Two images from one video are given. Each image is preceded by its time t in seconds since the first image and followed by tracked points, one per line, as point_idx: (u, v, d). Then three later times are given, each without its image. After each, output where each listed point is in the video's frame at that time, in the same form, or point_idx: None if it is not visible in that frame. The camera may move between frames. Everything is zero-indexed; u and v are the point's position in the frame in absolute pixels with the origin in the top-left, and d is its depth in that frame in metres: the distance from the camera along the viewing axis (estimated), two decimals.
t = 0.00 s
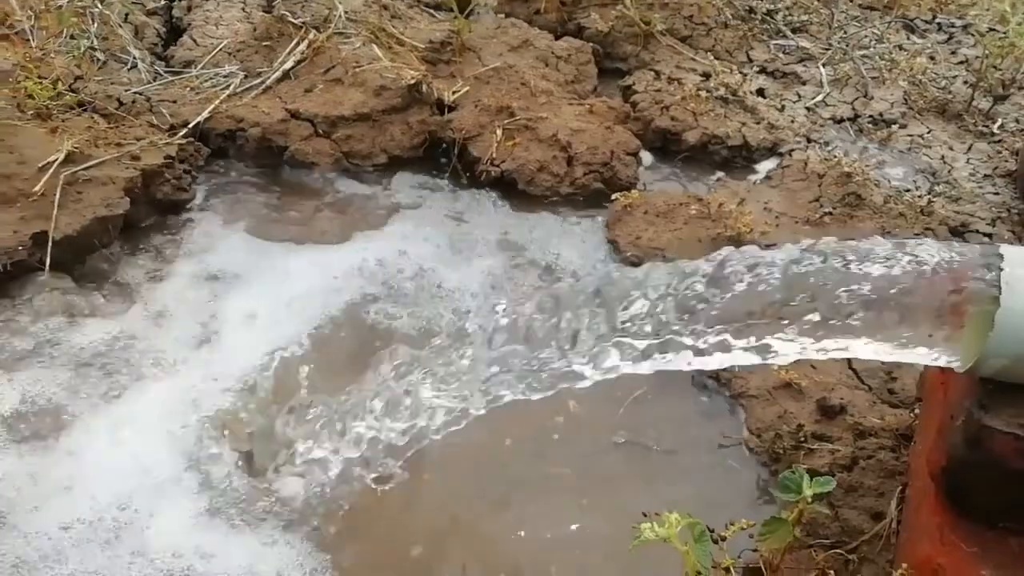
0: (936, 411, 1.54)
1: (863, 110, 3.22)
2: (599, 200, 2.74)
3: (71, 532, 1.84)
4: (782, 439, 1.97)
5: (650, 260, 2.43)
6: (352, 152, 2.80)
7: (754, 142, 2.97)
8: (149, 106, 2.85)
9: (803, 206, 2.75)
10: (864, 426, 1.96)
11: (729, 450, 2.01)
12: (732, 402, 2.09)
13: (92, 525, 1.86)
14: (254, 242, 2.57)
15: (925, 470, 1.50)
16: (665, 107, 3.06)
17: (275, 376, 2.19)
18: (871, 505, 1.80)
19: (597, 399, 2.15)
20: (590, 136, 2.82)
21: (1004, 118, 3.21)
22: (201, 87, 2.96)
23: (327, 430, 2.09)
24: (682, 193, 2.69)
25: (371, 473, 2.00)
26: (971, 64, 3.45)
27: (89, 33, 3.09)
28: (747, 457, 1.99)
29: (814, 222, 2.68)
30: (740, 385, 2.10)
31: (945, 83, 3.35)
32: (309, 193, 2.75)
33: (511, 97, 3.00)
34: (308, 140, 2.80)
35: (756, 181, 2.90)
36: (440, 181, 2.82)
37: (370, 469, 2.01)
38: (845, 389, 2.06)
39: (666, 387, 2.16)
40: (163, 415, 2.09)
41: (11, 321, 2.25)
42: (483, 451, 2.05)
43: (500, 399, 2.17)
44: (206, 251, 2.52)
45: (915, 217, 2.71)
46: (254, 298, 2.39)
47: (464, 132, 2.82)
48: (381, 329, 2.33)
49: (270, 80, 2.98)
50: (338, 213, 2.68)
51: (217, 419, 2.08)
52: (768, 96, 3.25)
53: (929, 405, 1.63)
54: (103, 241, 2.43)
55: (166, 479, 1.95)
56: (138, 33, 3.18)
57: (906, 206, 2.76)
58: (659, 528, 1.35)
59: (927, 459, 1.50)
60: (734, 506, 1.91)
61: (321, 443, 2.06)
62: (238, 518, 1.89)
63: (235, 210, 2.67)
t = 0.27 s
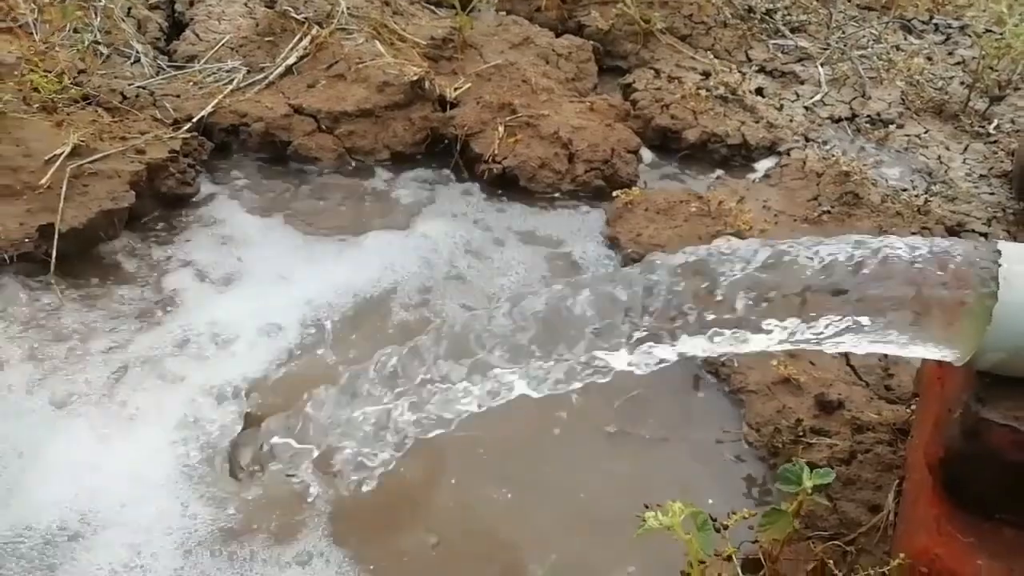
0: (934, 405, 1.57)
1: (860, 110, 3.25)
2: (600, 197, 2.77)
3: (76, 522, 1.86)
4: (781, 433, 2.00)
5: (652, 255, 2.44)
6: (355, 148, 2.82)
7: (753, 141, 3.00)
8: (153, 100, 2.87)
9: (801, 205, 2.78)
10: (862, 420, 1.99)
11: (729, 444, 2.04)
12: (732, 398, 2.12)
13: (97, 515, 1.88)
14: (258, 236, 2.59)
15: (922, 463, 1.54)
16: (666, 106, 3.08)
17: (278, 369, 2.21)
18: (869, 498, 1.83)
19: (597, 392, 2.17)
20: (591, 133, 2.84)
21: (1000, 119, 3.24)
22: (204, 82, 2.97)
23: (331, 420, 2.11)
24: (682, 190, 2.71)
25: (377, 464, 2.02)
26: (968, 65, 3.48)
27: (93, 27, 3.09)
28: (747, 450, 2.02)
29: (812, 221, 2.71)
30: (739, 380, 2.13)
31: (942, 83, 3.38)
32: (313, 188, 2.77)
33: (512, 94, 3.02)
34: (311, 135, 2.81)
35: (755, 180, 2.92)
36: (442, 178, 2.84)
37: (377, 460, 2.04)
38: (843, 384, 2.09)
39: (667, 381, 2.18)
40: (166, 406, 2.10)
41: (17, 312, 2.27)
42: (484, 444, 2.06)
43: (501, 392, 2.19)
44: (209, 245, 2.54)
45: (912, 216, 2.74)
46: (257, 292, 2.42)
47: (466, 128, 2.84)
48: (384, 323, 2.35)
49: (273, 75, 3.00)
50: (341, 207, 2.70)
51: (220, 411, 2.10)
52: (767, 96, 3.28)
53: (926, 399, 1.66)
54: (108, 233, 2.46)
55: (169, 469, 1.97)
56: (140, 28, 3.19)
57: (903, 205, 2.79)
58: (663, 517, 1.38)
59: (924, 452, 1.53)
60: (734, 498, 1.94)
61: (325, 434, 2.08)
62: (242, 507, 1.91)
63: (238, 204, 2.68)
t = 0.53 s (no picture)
0: (931, 399, 1.59)
1: (857, 111, 3.28)
2: (599, 195, 2.79)
3: (75, 512, 1.86)
4: (779, 428, 2.02)
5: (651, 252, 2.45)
6: (356, 145, 2.83)
7: (751, 141, 3.02)
8: (154, 96, 2.87)
9: (799, 204, 2.80)
10: (858, 416, 2.01)
11: (728, 439, 2.05)
12: (730, 394, 2.14)
13: (96, 506, 1.88)
14: (260, 232, 2.60)
15: (919, 456, 1.56)
16: (665, 105, 3.10)
17: (278, 363, 2.22)
18: (866, 492, 1.85)
19: (594, 389, 2.18)
20: (590, 131, 2.86)
21: (996, 120, 3.27)
22: (205, 78, 2.98)
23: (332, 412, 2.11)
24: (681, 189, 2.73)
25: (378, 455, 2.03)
26: (964, 67, 3.51)
27: (94, 23, 3.10)
28: (745, 445, 2.03)
29: (810, 220, 2.73)
30: (738, 376, 2.14)
31: (938, 85, 3.41)
32: (313, 185, 2.78)
33: (512, 92, 3.03)
34: (311, 132, 2.82)
35: (753, 179, 2.94)
36: (442, 176, 2.85)
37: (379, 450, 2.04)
38: (840, 381, 2.11)
39: (666, 376, 2.20)
40: (164, 399, 2.11)
41: (19, 306, 2.27)
42: (483, 441, 2.06)
43: (500, 386, 2.20)
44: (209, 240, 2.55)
45: (909, 216, 2.77)
46: (256, 287, 2.43)
47: (467, 126, 2.85)
48: (385, 318, 2.36)
49: (274, 72, 3.00)
50: (341, 204, 2.71)
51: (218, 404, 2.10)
52: (765, 96, 3.30)
53: (923, 394, 1.68)
54: (110, 227, 2.47)
55: (168, 461, 1.97)
56: (141, 24, 3.19)
57: (900, 205, 2.81)
58: (664, 508, 1.40)
59: (922, 445, 1.55)
60: (733, 491, 1.95)
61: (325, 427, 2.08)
62: (241, 497, 1.91)
63: (239, 200, 2.69)
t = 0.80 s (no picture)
0: (922, 392, 1.61)
1: (851, 110, 3.30)
2: (594, 193, 2.81)
3: (71, 510, 1.86)
4: (772, 423, 2.04)
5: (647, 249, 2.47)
6: (353, 143, 2.85)
7: (746, 139, 3.05)
8: (152, 94, 2.88)
9: (793, 201, 2.82)
10: (851, 410, 2.03)
11: (722, 434, 2.07)
12: (723, 390, 2.16)
13: (93, 504, 1.88)
14: (257, 229, 2.61)
15: (912, 448, 1.58)
16: (660, 104, 3.12)
17: (276, 361, 2.23)
18: (859, 484, 1.87)
19: (588, 387, 2.19)
20: (586, 130, 2.87)
21: (988, 119, 3.30)
22: (203, 77, 2.99)
23: (329, 408, 2.13)
24: (676, 187, 2.75)
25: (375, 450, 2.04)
26: (957, 67, 3.54)
27: (91, 21, 3.11)
28: (739, 439, 2.05)
29: (804, 217, 2.75)
30: (732, 371, 2.16)
31: (931, 84, 3.43)
32: (310, 183, 2.79)
33: (508, 91, 3.05)
34: (309, 130, 2.83)
35: (748, 177, 2.96)
36: (438, 174, 2.87)
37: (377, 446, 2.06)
38: (833, 376, 2.13)
39: (661, 372, 2.22)
40: (160, 397, 2.12)
41: (17, 303, 2.28)
42: (480, 440, 2.07)
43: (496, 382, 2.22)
44: (206, 238, 2.56)
45: (902, 213, 2.79)
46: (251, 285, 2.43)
47: (463, 124, 2.87)
48: (382, 315, 2.37)
49: (271, 71, 3.02)
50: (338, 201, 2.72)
51: (213, 401, 2.12)
52: (760, 95, 3.32)
53: (915, 388, 1.70)
54: (109, 225, 2.48)
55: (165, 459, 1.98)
56: (139, 23, 3.20)
57: (893, 203, 2.84)
58: (658, 499, 1.41)
59: (914, 438, 1.57)
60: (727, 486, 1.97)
61: (323, 423, 2.10)
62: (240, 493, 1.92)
63: (237, 198, 2.70)
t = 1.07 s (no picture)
0: (917, 392, 1.62)
1: (850, 110, 3.31)
2: (593, 194, 2.82)
3: (75, 509, 1.88)
4: (769, 422, 2.05)
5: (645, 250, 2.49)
6: (354, 145, 2.86)
7: (744, 140, 3.06)
8: (154, 97, 2.90)
9: (791, 202, 2.83)
10: (847, 410, 2.05)
11: (719, 433, 2.09)
12: (720, 390, 2.17)
13: (92, 505, 1.90)
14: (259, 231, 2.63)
15: (906, 448, 1.59)
16: (659, 105, 3.14)
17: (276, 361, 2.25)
18: (854, 484, 1.89)
19: (587, 387, 2.20)
20: (585, 131, 2.89)
21: (987, 120, 3.31)
22: (205, 79, 3.01)
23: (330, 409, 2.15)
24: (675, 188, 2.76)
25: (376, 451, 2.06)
26: (956, 67, 3.55)
27: (94, 24, 3.13)
28: (736, 439, 2.07)
29: (801, 217, 2.76)
30: (730, 371, 2.18)
31: (930, 85, 3.44)
32: (311, 184, 2.81)
33: (508, 93, 3.06)
34: (310, 132, 2.85)
35: (747, 178, 2.98)
36: (438, 175, 2.89)
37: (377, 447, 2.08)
38: (830, 376, 2.14)
39: (659, 372, 2.23)
40: (160, 398, 2.13)
41: (21, 304, 2.31)
42: (481, 441, 2.08)
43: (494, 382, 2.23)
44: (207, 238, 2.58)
45: (900, 214, 2.80)
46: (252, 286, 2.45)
47: (463, 126, 2.88)
48: (382, 316, 2.39)
49: (272, 73, 3.04)
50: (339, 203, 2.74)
51: (213, 402, 2.13)
52: (759, 96, 3.34)
53: (910, 387, 1.71)
54: (111, 227, 2.50)
55: (164, 460, 2.00)
56: (141, 26, 3.23)
57: (891, 203, 2.85)
58: (653, 498, 1.43)
59: (908, 438, 1.58)
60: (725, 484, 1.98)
61: (323, 423, 2.12)
62: (239, 493, 1.94)
63: (238, 199, 2.72)
